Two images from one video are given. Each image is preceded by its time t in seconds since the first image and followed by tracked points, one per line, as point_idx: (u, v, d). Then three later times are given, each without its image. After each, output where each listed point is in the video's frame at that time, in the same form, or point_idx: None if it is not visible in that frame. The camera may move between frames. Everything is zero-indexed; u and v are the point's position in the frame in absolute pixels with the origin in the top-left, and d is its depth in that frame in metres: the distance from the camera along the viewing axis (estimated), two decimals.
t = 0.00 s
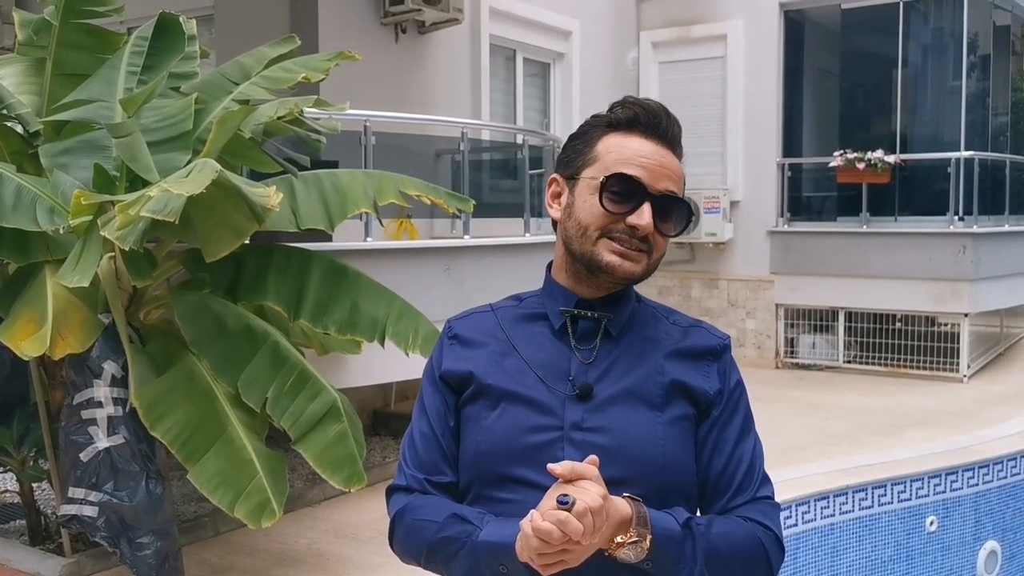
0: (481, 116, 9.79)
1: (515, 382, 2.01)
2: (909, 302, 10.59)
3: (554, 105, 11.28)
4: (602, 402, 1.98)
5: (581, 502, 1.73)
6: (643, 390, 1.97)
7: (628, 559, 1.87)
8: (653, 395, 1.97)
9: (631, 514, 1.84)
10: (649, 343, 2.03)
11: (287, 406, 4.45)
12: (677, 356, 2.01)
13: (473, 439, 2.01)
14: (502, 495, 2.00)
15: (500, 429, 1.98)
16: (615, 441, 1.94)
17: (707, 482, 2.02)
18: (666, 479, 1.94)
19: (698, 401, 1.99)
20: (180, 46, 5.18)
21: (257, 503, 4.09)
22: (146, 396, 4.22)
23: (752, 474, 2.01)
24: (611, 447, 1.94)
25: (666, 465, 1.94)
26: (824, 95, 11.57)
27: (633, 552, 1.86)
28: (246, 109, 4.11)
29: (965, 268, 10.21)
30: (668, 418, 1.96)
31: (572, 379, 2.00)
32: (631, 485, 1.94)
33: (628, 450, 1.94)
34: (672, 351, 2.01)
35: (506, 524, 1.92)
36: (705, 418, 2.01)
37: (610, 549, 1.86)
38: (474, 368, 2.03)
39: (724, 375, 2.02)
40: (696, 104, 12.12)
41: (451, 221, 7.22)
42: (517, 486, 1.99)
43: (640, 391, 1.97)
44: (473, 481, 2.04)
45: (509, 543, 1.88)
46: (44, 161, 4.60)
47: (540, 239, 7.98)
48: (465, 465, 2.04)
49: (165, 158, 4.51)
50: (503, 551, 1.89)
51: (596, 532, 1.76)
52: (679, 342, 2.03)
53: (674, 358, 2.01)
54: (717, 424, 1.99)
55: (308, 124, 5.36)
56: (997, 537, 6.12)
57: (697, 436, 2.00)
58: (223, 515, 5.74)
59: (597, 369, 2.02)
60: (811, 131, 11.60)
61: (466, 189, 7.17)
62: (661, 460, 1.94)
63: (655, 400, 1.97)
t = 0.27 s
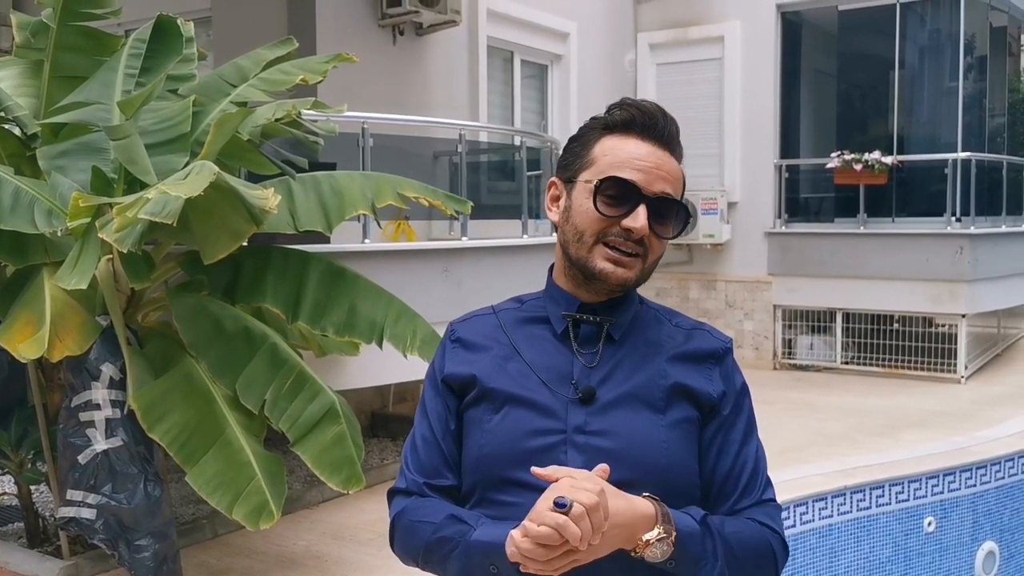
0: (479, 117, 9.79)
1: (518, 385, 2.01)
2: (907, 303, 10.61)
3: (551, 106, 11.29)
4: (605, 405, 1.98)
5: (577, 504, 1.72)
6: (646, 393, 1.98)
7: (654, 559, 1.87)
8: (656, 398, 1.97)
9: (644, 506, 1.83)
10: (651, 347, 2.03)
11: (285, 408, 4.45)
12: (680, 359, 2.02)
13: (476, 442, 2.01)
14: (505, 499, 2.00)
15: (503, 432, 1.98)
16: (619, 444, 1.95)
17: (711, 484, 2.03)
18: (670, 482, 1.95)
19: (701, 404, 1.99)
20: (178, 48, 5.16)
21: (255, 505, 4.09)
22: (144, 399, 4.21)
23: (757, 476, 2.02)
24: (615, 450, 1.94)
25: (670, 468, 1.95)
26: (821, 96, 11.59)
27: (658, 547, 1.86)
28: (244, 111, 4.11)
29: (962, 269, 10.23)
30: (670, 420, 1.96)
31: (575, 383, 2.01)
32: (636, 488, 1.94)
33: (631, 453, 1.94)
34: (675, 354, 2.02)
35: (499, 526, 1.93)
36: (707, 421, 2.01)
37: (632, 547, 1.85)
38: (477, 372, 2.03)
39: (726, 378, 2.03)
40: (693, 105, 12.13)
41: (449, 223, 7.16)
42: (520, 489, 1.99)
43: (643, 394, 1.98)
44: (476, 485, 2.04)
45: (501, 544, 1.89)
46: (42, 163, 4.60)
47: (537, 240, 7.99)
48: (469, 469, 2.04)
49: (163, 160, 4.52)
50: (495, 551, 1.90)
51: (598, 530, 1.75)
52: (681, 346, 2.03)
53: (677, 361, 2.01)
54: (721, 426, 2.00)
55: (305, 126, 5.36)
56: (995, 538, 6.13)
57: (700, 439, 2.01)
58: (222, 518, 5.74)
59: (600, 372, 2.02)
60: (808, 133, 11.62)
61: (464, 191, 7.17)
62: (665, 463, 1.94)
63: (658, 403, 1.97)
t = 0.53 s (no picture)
0: (476, 119, 9.80)
1: (518, 388, 2.01)
2: (904, 304, 10.62)
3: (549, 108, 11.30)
4: (604, 407, 1.98)
5: (563, 540, 1.77)
6: (645, 395, 1.98)
7: (666, 549, 1.86)
8: (655, 400, 1.97)
9: (642, 504, 1.83)
10: (651, 349, 2.03)
11: (283, 410, 4.45)
12: (680, 361, 2.01)
13: (477, 444, 2.01)
14: (505, 499, 2.00)
15: (503, 434, 1.98)
16: (618, 446, 1.95)
17: (712, 485, 2.04)
18: (669, 483, 1.95)
19: (700, 406, 1.99)
20: (175, 51, 5.13)
21: (253, 506, 4.10)
22: (142, 401, 4.22)
23: (759, 478, 2.03)
24: (616, 452, 1.95)
25: (669, 469, 1.95)
26: (818, 98, 11.60)
27: (669, 538, 1.85)
28: (241, 114, 4.11)
29: (959, 270, 10.25)
30: (669, 422, 1.96)
31: (574, 385, 2.01)
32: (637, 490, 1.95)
33: (631, 455, 1.94)
34: (675, 356, 2.01)
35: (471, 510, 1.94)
36: (707, 423, 2.01)
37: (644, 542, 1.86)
38: (478, 375, 2.03)
39: (726, 380, 2.03)
40: (690, 107, 12.14)
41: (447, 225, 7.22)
42: (520, 490, 1.99)
43: (642, 396, 1.98)
44: (476, 487, 2.04)
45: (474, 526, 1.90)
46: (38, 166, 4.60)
47: (535, 242, 8.00)
48: (469, 471, 2.04)
49: (160, 162, 4.52)
50: (469, 535, 1.90)
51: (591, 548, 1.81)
52: (680, 348, 2.03)
53: (677, 363, 2.01)
54: (721, 428, 2.01)
55: (303, 129, 5.37)
56: (992, 539, 6.14)
57: (700, 440, 2.01)
58: (219, 520, 5.74)
59: (599, 375, 2.02)
60: (805, 134, 11.63)
61: (461, 193, 7.17)
62: (665, 465, 1.95)
63: (657, 404, 1.97)
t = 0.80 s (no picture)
0: (475, 120, 9.80)
1: (517, 389, 2.01)
2: (904, 304, 10.63)
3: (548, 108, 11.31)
4: (604, 409, 1.98)
5: (557, 544, 1.76)
6: (644, 397, 1.97)
7: (677, 523, 1.83)
8: (654, 401, 1.97)
9: (633, 491, 1.82)
10: (651, 350, 2.03)
11: (282, 410, 4.44)
12: (679, 362, 2.01)
13: (476, 446, 2.01)
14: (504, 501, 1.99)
15: (502, 436, 1.98)
16: (618, 448, 1.94)
17: (711, 486, 2.04)
18: (669, 485, 1.95)
19: (700, 407, 1.99)
20: (174, 51, 5.12)
21: (252, 507, 4.10)
22: (140, 402, 4.21)
23: (756, 479, 2.04)
24: (615, 453, 1.94)
25: (669, 471, 1.95)
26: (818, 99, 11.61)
27: (671, 513, 1.82)
28: (240, 115, 4.11)
29: (959, 271, 10.26)
30: (669, 423, 1.96)
31: (573, 387, 2.01)
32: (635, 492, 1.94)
33: (630, 457, 1.94)
34: (674, 357, 2.01)
35: (475, 507, 1.93)
36: (706, 424, 2.01)
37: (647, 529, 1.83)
38: (478, 375, 2.03)
39: (725, 381, 2.03)
40: (690, 108, 12.15)
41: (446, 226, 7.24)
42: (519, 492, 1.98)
43: (641, 398, 1.97)
44: (475, 490, 2.03)
45: (478, 525, 1.89)
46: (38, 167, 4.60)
47: (534, 243, 8.00)
48: (468, 473, 2.03)
49: (159, 163, 4.52)
50: (474, 534, 1.89)
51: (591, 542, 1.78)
52: (679, 349, 2.03)
53: (676, 364, 2.01)
54: (719, 429, 2.01)
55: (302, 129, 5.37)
56: (992, 539, 6.14)
57: (699, 442, 2.01)
58: (219, 521, 5.74)
59: (599, 376, 2.02)
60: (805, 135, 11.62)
61: (461, 193, 7.17)
62: (664, 467, 1.94)
63: (656, 406, 1.97)
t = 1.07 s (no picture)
0: (475, 119, 9.80)
1: (515, 389, 2.01)
2: (904, 303, 10.63)
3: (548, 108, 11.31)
4: (601, 409, 1.98)
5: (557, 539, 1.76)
6: (642, 397, 1.98)
7: (673, 527, 1.82)
8: (652, 401, 1.97)
9: (632, 497, 1.81)
10: (648, 349, 2.03)
11: (282, 409, 4.45)
12: (676, 362, 2.01)
13: (474, 444, 2.01)
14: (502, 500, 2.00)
15: (500, 435, 1.98)
16: (615, 448, 1.95)
17: (707, 486, 2.05)
18: (666, 485, 1.95)
19: (697, 408, 1.99)
20: (174, 50, 5.12)
21: (252, 506, 4.10)
22: (140, 400, 4.21)
23: (753, 478, 2.05)
24: (612, 454, 1.95)
25: (666, 472, 1.95)
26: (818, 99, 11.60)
27: (668, 518, 1.82)
28: (240, 113, 4.11)
29: (959, 270, 10.26)
30: (666, 424, 1.97)
31: (572, 386, 2.01)
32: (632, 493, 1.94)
33: (627, 458, 1.94)
34: (672, 357, 2.01)
35: (478, 500, 1.92)
36: (703, 424, 2.01)
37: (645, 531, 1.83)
38: (476, 374, 2.03)
39: (723, 382, 2.03)
40: (690, 107, 12.15)
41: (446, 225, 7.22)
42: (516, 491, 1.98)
43: (639, 398, 1.97)
44: (473, 487, 2.03)
45: (480, 518, 1.88)
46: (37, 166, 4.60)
47: (534, 242, 8.00)
48: (466, 471, 2.04)
49: (158, 162, 4.53)
50: (477, 527, 1.89)
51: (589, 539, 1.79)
52: (678, 349, 2.03)
53: (674, 364, 2.01)
54: (717, 429, 2.01)
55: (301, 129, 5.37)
56: (992, 538, 6.14)
57: (697, 441, 2.01)
58: (219, 519, 5.74)
59: (597, 375, 2.02)
60: (805, 134, 11.63)
61: (461, 192, 7.18)
62: (661, 467, 1.94)
63: (654, 406, 1.97)
